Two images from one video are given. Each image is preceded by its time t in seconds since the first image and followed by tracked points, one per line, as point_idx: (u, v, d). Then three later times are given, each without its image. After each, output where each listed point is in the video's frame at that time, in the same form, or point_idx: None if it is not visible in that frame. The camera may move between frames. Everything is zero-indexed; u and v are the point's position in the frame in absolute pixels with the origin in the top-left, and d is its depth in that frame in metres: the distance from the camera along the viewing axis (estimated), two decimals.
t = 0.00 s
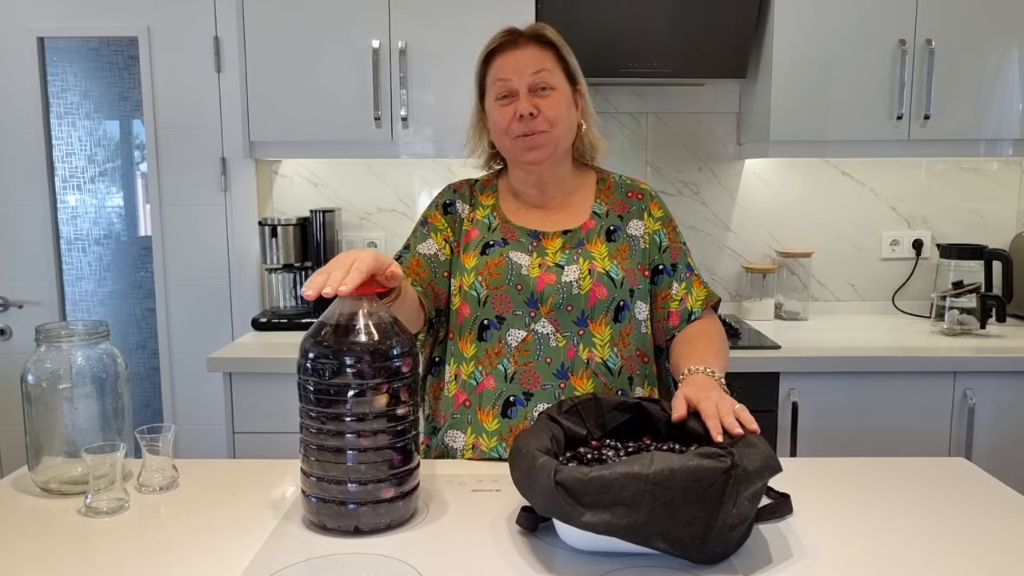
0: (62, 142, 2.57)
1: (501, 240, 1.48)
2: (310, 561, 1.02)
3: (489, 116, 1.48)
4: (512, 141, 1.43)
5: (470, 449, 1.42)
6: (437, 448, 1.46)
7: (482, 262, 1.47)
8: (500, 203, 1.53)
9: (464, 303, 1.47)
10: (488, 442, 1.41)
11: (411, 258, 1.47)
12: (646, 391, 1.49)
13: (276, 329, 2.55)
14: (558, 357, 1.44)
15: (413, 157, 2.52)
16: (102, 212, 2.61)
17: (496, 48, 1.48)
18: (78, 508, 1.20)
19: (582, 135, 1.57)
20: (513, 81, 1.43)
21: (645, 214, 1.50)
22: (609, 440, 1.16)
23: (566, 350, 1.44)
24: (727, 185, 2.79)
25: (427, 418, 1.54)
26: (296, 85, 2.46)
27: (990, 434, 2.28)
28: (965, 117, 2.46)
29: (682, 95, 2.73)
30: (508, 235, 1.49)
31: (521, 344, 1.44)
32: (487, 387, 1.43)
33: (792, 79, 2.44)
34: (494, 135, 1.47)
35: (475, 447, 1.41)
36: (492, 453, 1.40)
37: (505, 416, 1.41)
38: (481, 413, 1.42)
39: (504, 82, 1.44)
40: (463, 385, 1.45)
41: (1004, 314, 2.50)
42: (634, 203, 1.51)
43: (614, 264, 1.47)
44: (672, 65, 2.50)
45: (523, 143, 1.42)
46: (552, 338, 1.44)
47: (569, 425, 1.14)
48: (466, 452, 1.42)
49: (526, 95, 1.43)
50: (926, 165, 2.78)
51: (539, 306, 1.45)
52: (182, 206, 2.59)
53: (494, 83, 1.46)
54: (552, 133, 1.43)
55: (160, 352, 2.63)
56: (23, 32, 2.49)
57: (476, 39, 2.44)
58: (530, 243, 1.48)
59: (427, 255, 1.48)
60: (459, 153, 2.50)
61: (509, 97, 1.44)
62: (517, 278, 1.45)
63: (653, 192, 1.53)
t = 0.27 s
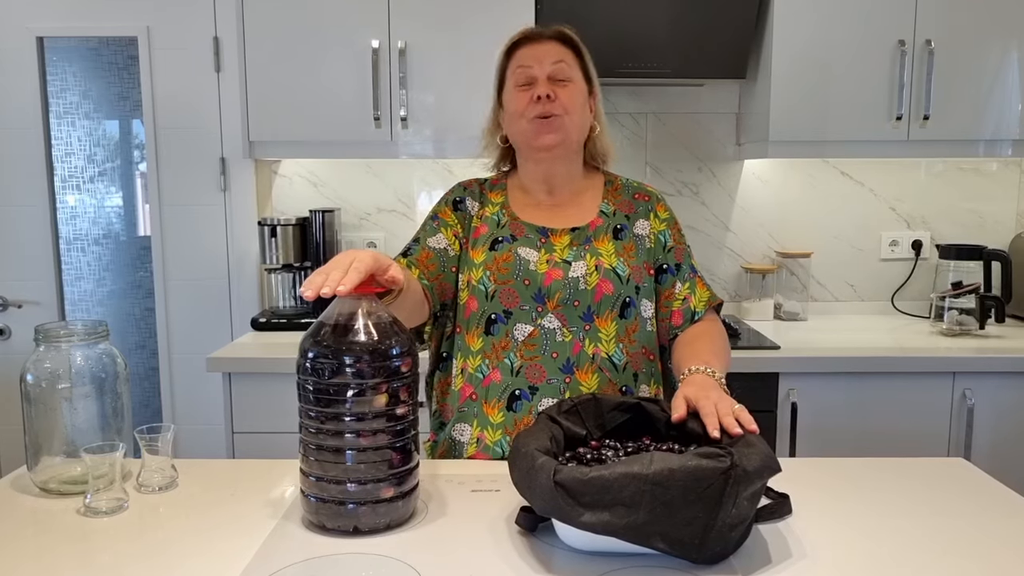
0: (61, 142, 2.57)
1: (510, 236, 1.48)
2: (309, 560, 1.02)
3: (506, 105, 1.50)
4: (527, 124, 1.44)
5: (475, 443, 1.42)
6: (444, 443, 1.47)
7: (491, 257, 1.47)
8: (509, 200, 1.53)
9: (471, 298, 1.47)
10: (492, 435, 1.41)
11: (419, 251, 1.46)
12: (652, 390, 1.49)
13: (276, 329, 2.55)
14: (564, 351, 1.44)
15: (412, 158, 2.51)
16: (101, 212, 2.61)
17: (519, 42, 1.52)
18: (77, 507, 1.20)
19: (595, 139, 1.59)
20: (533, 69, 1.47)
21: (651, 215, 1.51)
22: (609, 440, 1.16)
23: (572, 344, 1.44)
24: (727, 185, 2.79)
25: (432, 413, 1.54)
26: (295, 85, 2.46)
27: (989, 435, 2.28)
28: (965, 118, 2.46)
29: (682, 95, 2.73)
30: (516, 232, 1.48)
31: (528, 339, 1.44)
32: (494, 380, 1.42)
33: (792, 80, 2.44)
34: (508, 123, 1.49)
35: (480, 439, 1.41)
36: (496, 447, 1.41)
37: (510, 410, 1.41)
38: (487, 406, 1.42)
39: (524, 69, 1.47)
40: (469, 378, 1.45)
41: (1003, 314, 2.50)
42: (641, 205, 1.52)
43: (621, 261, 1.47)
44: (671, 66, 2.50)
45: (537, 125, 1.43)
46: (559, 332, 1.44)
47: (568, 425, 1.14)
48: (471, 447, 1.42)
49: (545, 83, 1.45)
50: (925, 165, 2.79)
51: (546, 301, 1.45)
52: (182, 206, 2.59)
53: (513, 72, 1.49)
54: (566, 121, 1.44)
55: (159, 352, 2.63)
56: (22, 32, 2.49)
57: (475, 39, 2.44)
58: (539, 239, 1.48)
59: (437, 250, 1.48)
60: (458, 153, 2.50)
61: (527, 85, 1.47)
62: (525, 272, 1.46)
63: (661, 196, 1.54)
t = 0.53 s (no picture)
0: (60, 142, 2.57)
1: (515, 240, 1.48)
2: (309, 561, 1.02)
3: (512, 121, 1.48)
4: (535, 150, 1.44)
5: (484, 445, 1.43)
6: (454, 445, 1.48)
7: (496, 261, 1.47)
8: (514, 204, 1.53)
9: (477, 302, 1.47)
10: (501, 438, 1.42)
11: (426, 252, 1.45)
12: (654, 391, 1.50)
13: (275, 329, 2.55)
14: (570, 353, 1.44)
15: (412, 158, 2.52)
16: (100, 212, 2.61)
17: (526, 55, 1.48)
18: (76, 507, 1.20)
19: (600, 146, 1.58)
20: (541, 90, 1.44)
21: (653, 218, 1.51)
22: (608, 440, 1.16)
23: (577, 346, 1.45)
24: (727, 186, 2.79)
25: (440, 415, 1.55)
26: (297, 84, 2.46)
27: (988, 436, 2.28)
28: (964, 119, 2.46)
29: (681, 96, 2.73)
30: (521, 236, 1.49)
31: (533, 341, 1.45)
32: (500, 383, 1.43)
33: (791, 81, 2.44)
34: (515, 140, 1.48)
35: (488, 442, 1.43)
36: (505, 449, 1.42)
37: (516, 411, 1.42)
38: (494, 408, 1.43)
39: (531, 91, 1.44)
40: (475, 381, 1.46)
41: (1002, 315, 2.50)
42: (644, 207, 1.52)
43: (625, 265, 1.47)
44: (670, 66, 2.50)
45: (546, 153, 1.43)
46: (563, 334, 1.45)
47: (567, 425, 1.14)
48: (480, 449, 1.43)
49: (553, 105, 1.43)
50: (924, 166, 2.79)
51: (551, 304, 1.45)
52: (181, 206, 2.59)
53: (520, 89, 1.46)
54: (575, 145, 1.43)
55: (158, 352, 2.63)
56: (21, 32, 2.49)
57: (475, 40, 2.44)
58: (544, 244, 1.48)
59: (443, 251, 1.47)
60: (458, 153, 2.50)
61: (535, 105, 1.44)
62: (530, 277, 1.46)
63: (663, 198, 1.54)
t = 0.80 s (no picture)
0: (59, 142, 2.57)
1: (514, 243, 1.48)
2: (307, 561, 1.02)
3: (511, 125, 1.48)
4: (534, 153, 1.44)
5: (487, 448, 1.43)
6: (455, 447, 1.48)
7: (496, 265, 1.47)
8: (514, 205, 1.53)
9: (477, 305, 1.47)
10: (502, 441, 1.43)
11: (426, 253, 1.45)
12: (654, 393, 1.51)
13: (274, 329, 2.55)
14: (570, 357, 1.44)
15: (411, 158, 2.52)
16: (99, 212, 2.61)
17: (524, 58, 1.47)
18: (74, 508, 1.20)
19: (599, 148, 1.58)
20: (540, 95, 1.44)
21: (653, 219, 1.51)
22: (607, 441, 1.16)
23: (578, 350, 1.45)
24: (727, 187, 2.80)
25: (441, 417, 1.54)
26: (296, 84, 2.46)
27: (986, 436, 2.28)
28: (962, 120, 2.46)
29: (680, 96, 2.73)
30: (521, 239, 1.49)
31: (533, 344, 1.45)
32: (501, 387, 1.43)
33: (790, 82, 2.44)
34: (514, 144, 1.48)
35: (491, 446, 1.43)
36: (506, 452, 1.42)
37: (518, 415, 1.42)
38: (495, 412, 1.43)
39: (530, 95, 1.44)
40: (476, 385, 1.45)
41: (1000, 316, 2.51)
42: (643, 209, 1.52)
43: (624, 268, 1.47)
44: (669, 67, 2.51)
45: (545, 156, 1.43)
46: (564, 338, 1.45)
47: (566, 426, 1.14)
48: (483, 452, 1.44)
49: (553, 110, 1.43)
50: (923, 167, 2.79)
51: (551, 307, 1.45)
52: (180, 206, 2.59)
53: (519, 94, 1.46)
54: (575, 149, 1.44)
55: (156, 352, 2.63)
56: (20, 32, 2.49)
57: (474, 40, 2.44)
58: (543, 247, 1.48)
59: (443, 254, 1.47)
60: (457, 154, 2.50)
61: (534, 109, 1.45)
62: (530, 280, 1.46)
63: (662, 199, 1.54)
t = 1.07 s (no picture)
0: (58, 143, 2.57)
1: (514, 241, 1.48)
2: (306, 563, 1.02)
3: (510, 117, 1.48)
4: (533, 143, 1.44)
5: (486, 446, 1.43)
6: (454, 447, 1.48)
7: (496, 262, 1.47)
8: (513, 204, 1.53)
9: (477, 303, 1.47)
10: (501, 439, 1.42)
11: (426, 252, 1.45)
12: (654, 391, 1.51)
13: (273, 330, 2.55)
14: (570, 354, 1.44)
15: (410, 159, 2.52)
16: (98, 212, 2.61)
17: (523, 52, 1.48)
18: (73, 508, 1.20)
19: (598, 144, 1.58)
20: (539, 86, 1.44)
21: (652, 218, 1.51)
22: (607, 441, 1.16)
23: (578, 347, 1.45)
24: (726, 188, 2.80)
25: (439, 417, 1.54)
26: (295, 85, 2.46)
27: (985, 437, 2.28)
28: (961, 121, 2.47)
29: (680, 97, 2.74)
30: (520, 237, 1.49)
31: (533, 342, 1.45)
32: (501, 384, 1.43)
33: (789, 83, 2.45)
34: (513, 136, 1.48)
35: (490, 443, 1.43)
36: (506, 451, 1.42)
37: (517, 412, 1.42)
38: (495, 410, 1.43)
39: (529, 87, 1.45)
40: (476, 382, 1.45)
41: (999, 317, 2.51)
42: (643, 207, 1.52)
43: (624, 265, 1.47)
44: (668, 68, 2.50)
45: (543, 146, 1.43)
46: (564, 335, 1.45)
47: (566, 426, 1.14)
48: (482, 451, 1.43)
49: (551, 100, 1.44)
50: (922, 168, 2.79)
51: (551, 304, 1.45)
52: (180, 206, 2.59)
53: (518, 86, 1.46)
54: (573, 138, 1.43)
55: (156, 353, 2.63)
56: (19, 32, 2.48)
57: (474, 41, 2.44)
58: (543, 244, 1.48)
59: (442, 253, 1.47)
60: (456, 154, 2.50)
61: (532, 101, 1.45)
62: (530, 277, 1.46)
63: (662, 198, 1.54)
